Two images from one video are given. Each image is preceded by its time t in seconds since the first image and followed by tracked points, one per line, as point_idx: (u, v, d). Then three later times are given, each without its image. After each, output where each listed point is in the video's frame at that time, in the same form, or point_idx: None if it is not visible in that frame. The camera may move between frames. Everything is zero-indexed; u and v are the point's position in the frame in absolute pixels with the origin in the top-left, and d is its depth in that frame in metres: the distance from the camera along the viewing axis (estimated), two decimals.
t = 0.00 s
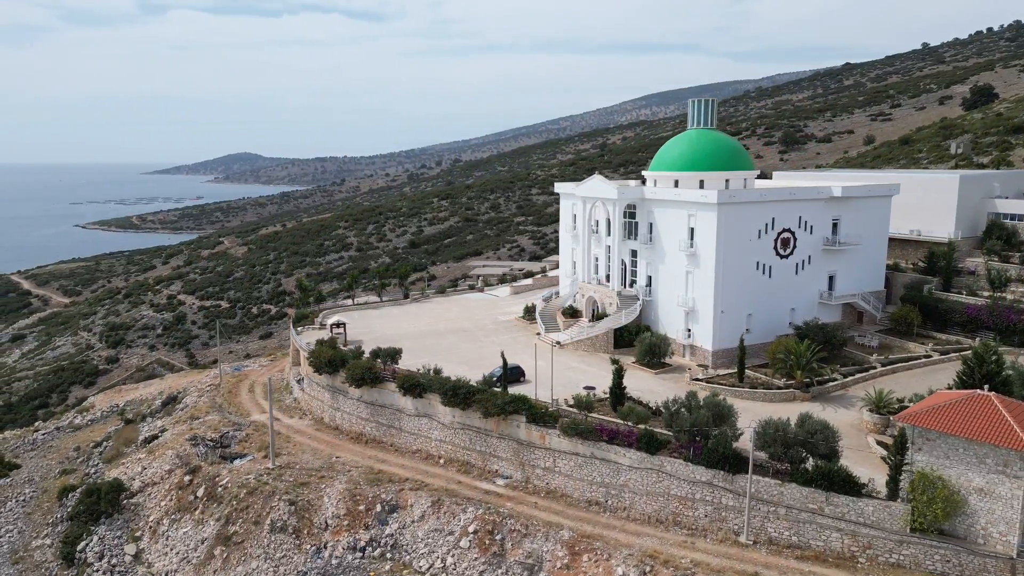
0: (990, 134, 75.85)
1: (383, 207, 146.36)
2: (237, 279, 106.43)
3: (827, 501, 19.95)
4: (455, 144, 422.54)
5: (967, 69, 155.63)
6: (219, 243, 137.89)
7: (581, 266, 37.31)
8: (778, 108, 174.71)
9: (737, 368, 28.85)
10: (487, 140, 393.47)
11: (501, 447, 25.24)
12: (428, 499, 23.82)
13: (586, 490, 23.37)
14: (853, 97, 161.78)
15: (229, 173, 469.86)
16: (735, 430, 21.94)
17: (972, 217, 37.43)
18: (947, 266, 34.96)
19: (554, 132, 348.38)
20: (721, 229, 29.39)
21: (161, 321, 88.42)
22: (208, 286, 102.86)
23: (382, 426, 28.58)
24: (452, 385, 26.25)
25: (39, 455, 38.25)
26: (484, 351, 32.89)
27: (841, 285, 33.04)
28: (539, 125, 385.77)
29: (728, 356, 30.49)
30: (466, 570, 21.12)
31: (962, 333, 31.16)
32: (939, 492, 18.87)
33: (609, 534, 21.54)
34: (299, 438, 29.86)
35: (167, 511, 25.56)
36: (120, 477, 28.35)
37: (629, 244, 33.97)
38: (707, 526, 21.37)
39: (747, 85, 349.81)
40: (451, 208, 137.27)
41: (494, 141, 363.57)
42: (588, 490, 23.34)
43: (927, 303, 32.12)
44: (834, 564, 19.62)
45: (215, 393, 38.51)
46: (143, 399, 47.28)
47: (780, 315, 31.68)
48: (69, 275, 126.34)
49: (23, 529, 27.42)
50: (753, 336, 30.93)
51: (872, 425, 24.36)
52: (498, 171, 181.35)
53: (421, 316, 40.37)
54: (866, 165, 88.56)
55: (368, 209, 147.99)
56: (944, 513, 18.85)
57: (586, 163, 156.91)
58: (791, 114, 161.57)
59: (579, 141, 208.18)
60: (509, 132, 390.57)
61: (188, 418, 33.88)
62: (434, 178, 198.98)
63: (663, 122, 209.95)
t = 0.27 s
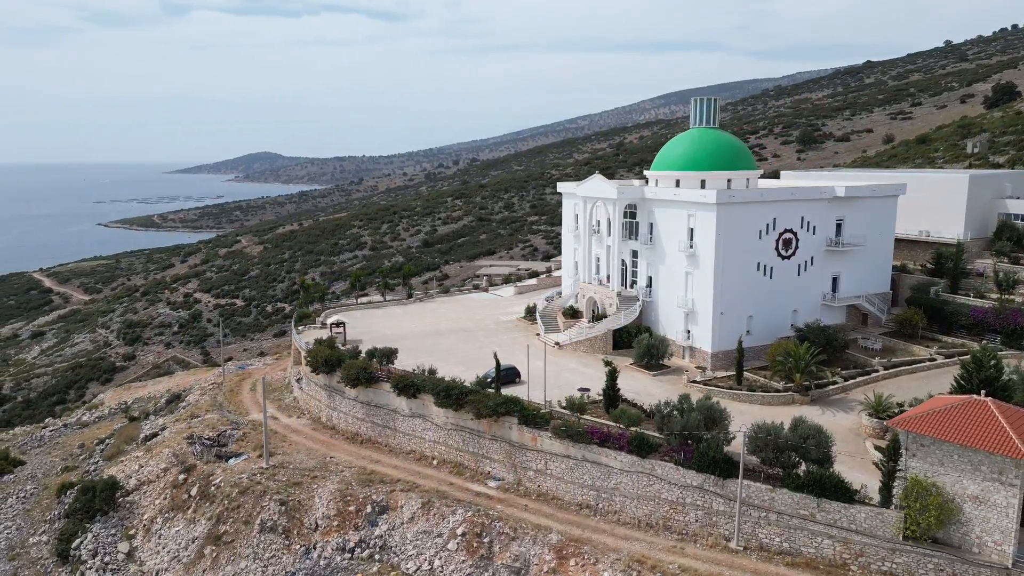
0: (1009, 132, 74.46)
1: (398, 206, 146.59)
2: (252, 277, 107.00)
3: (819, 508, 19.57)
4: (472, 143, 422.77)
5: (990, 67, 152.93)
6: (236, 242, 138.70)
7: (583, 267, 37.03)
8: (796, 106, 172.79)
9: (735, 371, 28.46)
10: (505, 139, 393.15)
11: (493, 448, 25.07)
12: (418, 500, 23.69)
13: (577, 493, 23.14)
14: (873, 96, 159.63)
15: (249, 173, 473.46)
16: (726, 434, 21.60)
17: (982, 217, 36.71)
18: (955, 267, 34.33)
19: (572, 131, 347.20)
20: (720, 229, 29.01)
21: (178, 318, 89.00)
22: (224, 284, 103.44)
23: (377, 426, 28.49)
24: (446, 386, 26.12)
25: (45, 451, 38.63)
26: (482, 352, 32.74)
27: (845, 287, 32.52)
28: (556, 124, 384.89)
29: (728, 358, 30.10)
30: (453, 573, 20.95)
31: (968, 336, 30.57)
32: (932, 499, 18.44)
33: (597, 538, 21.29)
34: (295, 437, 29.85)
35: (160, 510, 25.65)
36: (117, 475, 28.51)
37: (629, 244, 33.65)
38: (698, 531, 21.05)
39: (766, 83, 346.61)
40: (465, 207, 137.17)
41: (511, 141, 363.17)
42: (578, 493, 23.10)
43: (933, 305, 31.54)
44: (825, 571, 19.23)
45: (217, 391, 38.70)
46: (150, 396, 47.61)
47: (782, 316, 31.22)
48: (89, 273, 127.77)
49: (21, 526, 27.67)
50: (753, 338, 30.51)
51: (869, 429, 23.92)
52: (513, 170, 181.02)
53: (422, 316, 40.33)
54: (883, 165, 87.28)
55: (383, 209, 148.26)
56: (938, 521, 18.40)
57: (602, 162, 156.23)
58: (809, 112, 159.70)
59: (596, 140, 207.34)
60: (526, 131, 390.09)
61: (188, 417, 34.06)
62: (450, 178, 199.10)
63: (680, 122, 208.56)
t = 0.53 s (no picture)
0: None
1: (414, 205, 146.77)
2: (268, 275, 107.53)
3: (811, 514, 19.20)
4: (491, 142, 422.69)
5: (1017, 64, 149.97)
6: (254, 240, 139.42)
7: (585, 267, 36.74)
8: (817, 104, 170.67)
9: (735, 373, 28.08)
10: (523, 138, 392.55)
11: (486, 449, 24.89)
12: (409, 502, 23.57)
13: (569, 495, 22.92)
14: (895, 93, 157.25)
15: (270, 172, 476.93)
16: (719, 437, 21.27)
17: (994, 218, 35.98)
18: (964, 269, 33.68)
19: (591, 130, 345.79)
20: (720, 229, 28.64)
21: (195, 315, 89.49)
22: (241, 282, 103.95)
23: (374, 426, 28.44)
24: (440, 387, 25.99)
25: (53, 447, 39.02)
26: (481, 352, 32.60)
27: (850, 288, 32.01)
28: (575, 122, 383.59)
29: (728, 360, 29.71)
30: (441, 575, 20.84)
31: (976, 339, 29.94)
32: (926, 506, 18.00)
33: (587, 541, 21.05)
34: (293, 436, 29.86)
35: (156, 508, 25.77)
36: (116, 472, 28.71)
37: (631, 244, 33.32)
38: (689, 536, 20.75)
39: (787, 82, 342.91)
40: (480, 206, 137.00)
41: (530, 139, 362.49)
42: (570, 495, 22.88)
43: (940, 307, 30.95)
44: None
45: (221, 389, 38.89)
46: (159, 393, 47.97)
47: (784, 318, 30.77)
48: (110, 271, 129.27)
49: (21, 522, 27.96)
50: (755, 339, 30.10)
51: (868, 434, 23.48)
52: (530, 169, 180.58)
53: (425, 315, 40.27)
54: (902, 164, 85.90)
55: (399, 208, 148.46)
56: (934, 529, 17.95)
57: (619, 161, 155.37)
58: (830, 110, 157.60)
59: (613, 139, 206.29)
60: (545, 131, 389.24)
61: (190, 415, 34.24)
62: (467, 177, 199.05)
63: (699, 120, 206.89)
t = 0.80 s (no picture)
0: None
1: (430, 205, 146.90)
2: (284, 274, 108.02)
3: (802, 520, 18.83)
4: (509, 142, 422.52)
5: None
6: (272, 239, 140.15)
7: (588, 267, 36.47)
8: (837, 102, 168.58)
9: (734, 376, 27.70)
10: (542, 137, 391.90)
11: (480, 450, 24.74)
12: (401, 502, 23.46)
13: (561, 498, 22.71)
14: (918, 91, 154.88)
15: (291, 171, 480.55)
16: (710, 441, 20.97)
17: (1006, 218, 35.26)
18: (973, 270, 33.02)
19: (609, 129, 344.29)
20: (720, 229, 28.26)
21: (212, 313, 89.93)
22: (258, 280, 104.39)
23: (371, 426, 28.39)
24: (434, 388, 25.88)
25: (60, 443, 39.40)
26: (480, 352, 32.45)
27: (855, 290, 31.47)
28: (594, 121, 382.21)
29: (729, 362, 29.31)
30: None
31: (983, 342, 29.33)
32: (919, 514, 17.58)
33: (576, 545, 20.83)
34: (291, 435, 29.89)
35: (152, 505, 25.90)
36: (116, 470, 28.92)
37: (632, 244, 33.02)
38: (679, 540, 20.46)
39: (809, 80, 339.13)
40: (496, 205, 136.82)
41: (548, 139, 361.72)
42: (562, 498, 22.68)
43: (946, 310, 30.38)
44: None
45: (225, 387, 39.08)
46: (168, 390, 48.30)
47: (787, 319, 30.34)
48: (129, 269, 130.65)
49: (22, 518, 28.24)
50: (755, 341, 29.70)
51: (866, 439, 23.04)
52: (547, 168, 180.13)
53: (428, 315, 40.22)
54: (922, 163, 84.51)
55: (415, 207, 148.69)
56: (927, 538, 17.53)
57: (635, 160, 154.47)
58: (850, 109, 155.52)
59: (631, 138, 205.24)
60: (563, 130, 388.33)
61: (192, 413, 34.41)
62: (484, 176, 199.04)
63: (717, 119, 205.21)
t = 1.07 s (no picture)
0: None
1: (445, 204, 146.97)
2: (300, 272, 108.49)
3: (791, 526, 18.50)
4: (526, 141, 422.05)
5: None
6: (289, 238, 140.74)
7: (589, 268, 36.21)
8: (858, 101, 166.45)
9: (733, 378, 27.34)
10: (559, 137, 391.08)
11: (473, 452, 24.60)
12: (392, 503, 23.35)
13: (551, 501, 22.51)
14: (940, 89, 152.53)
15: (310, 170, 483.47)
16: (702, 445, 20.66)
17: (1017, 218, 34.58)
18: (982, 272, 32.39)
19: (627, 129, 342.69)
20: (719, 229, 27.90)
21: (228, 311, 90.10)
22: (273, 278, 104.82)
23: (367, 426, 28.35)
24: (429, 388, 25.78)
25: (66, 440, 39.76)
26: (479, 352, 32.31)
27: (859, 292, 30.98)
28: (612, 120, 380.71)
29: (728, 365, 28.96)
30: None
31: (990, 345, 28.76)
32: (911, 522, 17.18)
33: (565, 549, 20.64)
34: (288, 434, 29.96)
35: (147, 503, 26.02)
36: (114, 467, 29.09)
37: (633, 244, 32.73)
38: (669, 545, 20.21)
39: (831, 78, 335.14)
40: (510, 205, 136.52)
41: (566, 138, 360.81)
42: (553, 501, 22.49)
43: (953, 312, 29.82)
44: None
45: (229, 385, 39.27)
46: (176, 387, 48.58)
47: (788, 321, 29.92)
48: (149, 267, 131.74)
49: (22, 514, 28.51)
50: (755, 343, 29.33)
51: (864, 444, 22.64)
52: (563, 168, 179.62)
53: (431, 314, 40.16)
54: (940, 162, 83.19)
55: (431, 206, 148.84)
56: (918, 546, 17.12)
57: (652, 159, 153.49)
58: (871, 107, 153.43)
59: (648, 137, 204.09)
60: (581, 130, 387.30)
61: (194, 411, 34.58)
62: (500, 175, 198.81)
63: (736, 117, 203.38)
